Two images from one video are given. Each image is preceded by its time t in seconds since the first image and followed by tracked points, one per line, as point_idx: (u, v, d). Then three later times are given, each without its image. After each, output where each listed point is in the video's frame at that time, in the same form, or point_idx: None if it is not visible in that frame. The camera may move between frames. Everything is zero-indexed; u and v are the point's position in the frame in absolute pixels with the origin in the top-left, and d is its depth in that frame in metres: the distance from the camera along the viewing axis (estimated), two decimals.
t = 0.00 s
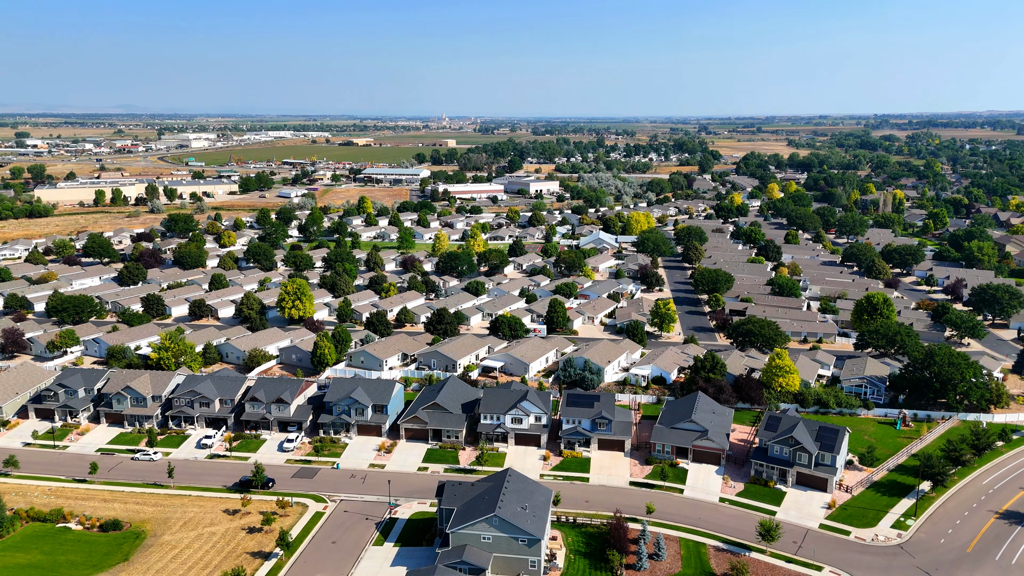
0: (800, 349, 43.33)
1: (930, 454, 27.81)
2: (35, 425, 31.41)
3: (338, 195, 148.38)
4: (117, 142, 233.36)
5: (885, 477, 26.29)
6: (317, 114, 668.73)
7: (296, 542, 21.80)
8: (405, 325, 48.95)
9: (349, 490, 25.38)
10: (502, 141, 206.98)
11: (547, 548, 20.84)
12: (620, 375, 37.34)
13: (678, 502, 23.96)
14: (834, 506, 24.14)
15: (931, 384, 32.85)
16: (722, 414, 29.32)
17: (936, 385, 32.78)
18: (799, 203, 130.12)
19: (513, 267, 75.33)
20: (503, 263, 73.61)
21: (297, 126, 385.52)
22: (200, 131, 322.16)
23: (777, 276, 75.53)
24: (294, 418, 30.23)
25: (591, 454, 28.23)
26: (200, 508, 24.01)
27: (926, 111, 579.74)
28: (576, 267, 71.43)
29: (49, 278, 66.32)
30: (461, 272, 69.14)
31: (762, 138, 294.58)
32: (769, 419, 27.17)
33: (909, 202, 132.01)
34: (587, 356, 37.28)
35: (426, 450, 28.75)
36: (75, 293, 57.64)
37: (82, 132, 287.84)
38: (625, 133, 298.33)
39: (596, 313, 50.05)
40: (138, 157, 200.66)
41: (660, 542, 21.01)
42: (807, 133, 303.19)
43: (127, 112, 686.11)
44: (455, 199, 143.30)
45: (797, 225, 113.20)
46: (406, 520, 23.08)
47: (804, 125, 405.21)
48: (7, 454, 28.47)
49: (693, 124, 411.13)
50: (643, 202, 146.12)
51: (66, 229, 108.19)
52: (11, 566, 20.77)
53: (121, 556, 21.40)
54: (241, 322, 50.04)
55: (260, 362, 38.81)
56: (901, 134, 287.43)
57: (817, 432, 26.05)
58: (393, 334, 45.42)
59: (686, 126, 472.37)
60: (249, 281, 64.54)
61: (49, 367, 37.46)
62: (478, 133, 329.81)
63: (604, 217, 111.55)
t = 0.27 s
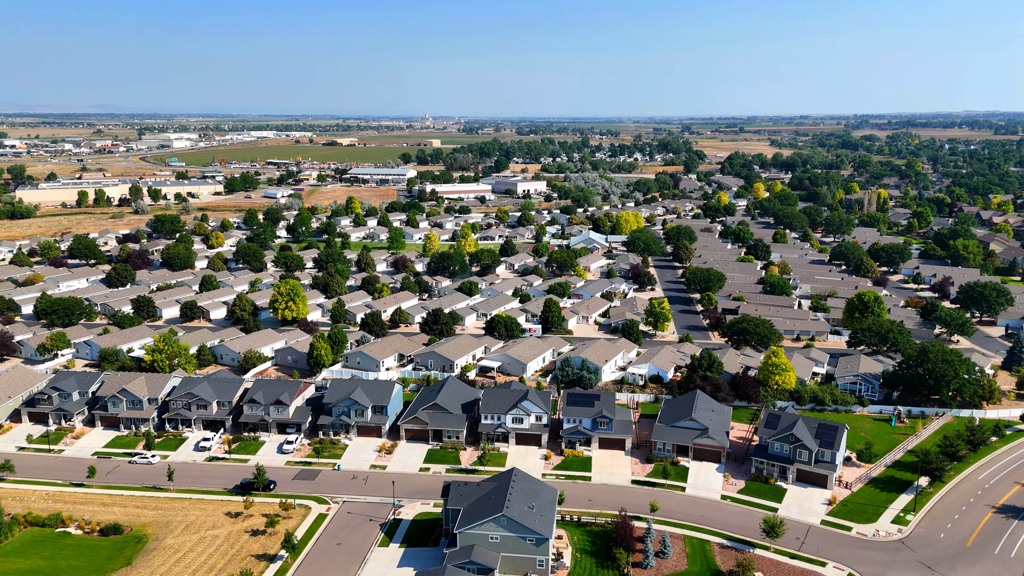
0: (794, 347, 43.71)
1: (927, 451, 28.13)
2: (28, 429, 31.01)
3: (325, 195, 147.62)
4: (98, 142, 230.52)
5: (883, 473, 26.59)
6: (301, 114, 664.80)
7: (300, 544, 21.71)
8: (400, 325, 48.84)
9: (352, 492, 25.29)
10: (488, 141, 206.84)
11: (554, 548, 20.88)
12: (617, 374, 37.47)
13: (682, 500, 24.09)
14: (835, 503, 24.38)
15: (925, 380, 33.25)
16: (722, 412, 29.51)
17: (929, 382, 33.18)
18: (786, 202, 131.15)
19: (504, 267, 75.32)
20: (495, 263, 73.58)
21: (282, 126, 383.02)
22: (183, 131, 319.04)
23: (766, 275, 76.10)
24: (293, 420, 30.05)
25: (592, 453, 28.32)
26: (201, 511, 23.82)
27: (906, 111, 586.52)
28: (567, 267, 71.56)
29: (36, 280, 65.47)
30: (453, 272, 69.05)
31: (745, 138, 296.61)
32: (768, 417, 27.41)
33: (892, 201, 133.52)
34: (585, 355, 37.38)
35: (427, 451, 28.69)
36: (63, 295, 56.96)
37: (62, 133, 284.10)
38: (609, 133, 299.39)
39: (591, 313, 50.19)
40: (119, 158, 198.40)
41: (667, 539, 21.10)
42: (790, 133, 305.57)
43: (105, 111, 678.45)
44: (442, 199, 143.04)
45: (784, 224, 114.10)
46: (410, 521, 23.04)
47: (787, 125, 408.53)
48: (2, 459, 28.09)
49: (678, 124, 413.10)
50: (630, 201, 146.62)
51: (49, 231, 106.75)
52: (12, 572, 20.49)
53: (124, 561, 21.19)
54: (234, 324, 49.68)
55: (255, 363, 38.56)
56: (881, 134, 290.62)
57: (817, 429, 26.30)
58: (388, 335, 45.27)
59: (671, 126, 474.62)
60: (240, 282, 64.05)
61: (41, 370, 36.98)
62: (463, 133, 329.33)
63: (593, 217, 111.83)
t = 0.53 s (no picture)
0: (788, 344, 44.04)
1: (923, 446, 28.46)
2: (22, 433, 30.62)
3: (312, 196, 146.75)
4: (78, 142, 227.52)
5: (880, 469, 26.88)
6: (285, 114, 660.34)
7: (305, 545, 21.63)
8: (394, 326, 48.70)
9: (354, 493, 25.21)
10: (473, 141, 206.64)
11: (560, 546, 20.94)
12: (614, 373, 37.60)
13: (684, 497, 24.22)
14: (835, 499, 24.63)
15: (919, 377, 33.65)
16: (720, 410, 29.70)
17: (923, 378, 33.58)
18: (772, 201, 132.13)
19: (496, 267, 75.32)
20: (487, 263, 73.50)
21: (266, 125, 380.23)
22: (165, 131, 315.62)
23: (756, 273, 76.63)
24: (292, 421, 29.91)
25: (593, 452, 28.41)
26: (203, 515, 23.63)
27: (886, 111, 593.43)
28: (559, 267, 71.65)
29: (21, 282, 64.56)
30: (445, 273, 68.93)
31: (729, 138, 298.46)
32: (768, 414, 27.60)
33: (876, 200, 134.98)
34: (582, 354, 37.47)
35: (428, 451, 28.65)
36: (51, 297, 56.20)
37: (40, 134, 280.04)
38: (593, 133, 300.23)
39: (585, 312, 50.30)
40: (100, 158, 195.91)
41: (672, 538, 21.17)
42: (774, 132, 307.79)
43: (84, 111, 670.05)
44: (430, 199, 142.66)
45: (772, 223, 114.90)
46: (414, 521, 23.00)
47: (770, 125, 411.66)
48: None
49: (663, 124, 414.66)
50: (618, 201, 147.02)
51: (32, 232, 105.24)
52: None
53: (126, 565, 20.99)
54: (227, 325, 49.31)
55: (250, 365, 38.30)
56: (862, 134, 293.58)
57: (816, 426, 26.52)
58: (383, 336, 45.15)
59: (656, 126, 476.58)
60: (230, 283, 63.54)
61: (32, 373, 36.49)
62: (448, 133, 328.44)
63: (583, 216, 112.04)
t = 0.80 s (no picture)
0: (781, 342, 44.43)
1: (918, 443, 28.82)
2: (16, 437, 30.23)
3: (299, 196, 145.86)
4: (57, 142, 224.35)
5: (878, 465, 27.19)
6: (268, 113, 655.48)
7: (310, 548, 21.52)
8: (389, 326, 48.58)
9: (356, 494, 25.12)
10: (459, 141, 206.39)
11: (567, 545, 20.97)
12: (611, 372, 37.72)
13: (687, 495, 24.36)
14: (835, 495, 24.90)
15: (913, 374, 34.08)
16: (719, 408, 29.91)
17: (917, 375, 34.00)
18: (758, 201, 133.08)
19: (488, 267, 75.31)
20: (478, 263, 73.47)
21: (249, 125, 377.18)
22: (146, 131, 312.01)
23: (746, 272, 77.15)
24: (291, 423, 29.76)
25: (593, 452, 28.51)
26: (205, 517, 23.46)
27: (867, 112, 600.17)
28: (552, 267, 71.75)
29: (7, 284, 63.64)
30: (437, 273, 68.82)
31: (712, 138, 300.23)
32: (767, 412, 27.84)
33: (861, 199, 136.43)
34: (579, 353, 37.58)
35: (429, 452, 28.61)
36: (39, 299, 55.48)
37: (19, 134, 275.73)
38: (578, 133, 300.98)
39: (579, 312, 50.46)
40: (81, 158, 193.30)
41: (677, 535, 21.27)
42: (757, 132, 309.95)
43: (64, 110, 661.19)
44: (418, 199, 142.26)
45: (759, 223, 115.72)
46: (419, 522, 22.95)
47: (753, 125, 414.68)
48: None
49: (648, 124, 416.25)
50: (606, 201, 147.41)
51: (14, 234, 103.66)
52: None
53: (129, 569, 20.77)
54: (219, 327, 48.92)
55: (245, 366, 38.04)
56: (844, 134, 296.50)
57: (815, 424, 26.79)
58: (378, 336, 45.00)
59: (641, 126, 478.47)
60: (220, 285, 63.02)
61: (23, 376, 36.01)
62: (434, 133, 327.57)
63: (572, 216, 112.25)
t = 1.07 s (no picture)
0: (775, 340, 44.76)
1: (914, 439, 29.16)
2: (10, 441, 29.84)
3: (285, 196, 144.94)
4: (37, 142, 221.27)
5: (876, 461, 27.49)
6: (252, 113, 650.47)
7: (315, 549, 21.45)
8: (384, 327, 48.46)
9: (359, 495, 25.05)
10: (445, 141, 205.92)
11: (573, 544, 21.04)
12: (608, 371, 37.84)
13: (690, 493, 24.50)
14: (835, 491, 25.15)
15: (906, 371, 34.48)
16: (718, 406, 30.10)
17: (911, 372, 34.40)
18: (745, 200, 133.97)
19: (479, 267, 75.22)
20: (470, 263, 73.42)
21: (233, 125, 374.09)
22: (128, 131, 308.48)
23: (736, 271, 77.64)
24: (291, 424, 29.59)
25: (594, 450, 28.59)
26: (207, 520, 23.30)
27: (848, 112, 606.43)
28: (543, 266, 71.75)
29: None
30: (429, 274, 68.65)
31: (696, 137, 301.77)
32: (766, 410, 28.06)
33: (845, 198, 137.70)
34: (576, 353, 37.66)
35: (430, 452, 28.57)
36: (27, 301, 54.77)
37: None
38: (562, 133, 301.36)
39: (574, 311, 50.59)
40: (62, 159, 190.72)
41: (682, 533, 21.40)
42: (741, 132, 311.74)
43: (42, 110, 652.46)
44: (406, 199, 141.84)
45: (747, 222, 116.47)
46: (423, 523, 22.92)
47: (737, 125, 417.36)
48: None
49: (634, 124, 417.64)
50: (594, 200, 147.76)
51: None
52: None
53: (133, 573, 20.61)
54: (212, 328, 48.55)
55: (241, 368, 37.76)
56: (826, 133, 299.03)
57: (814, 421, 27.03)
58: (373, 337, 44.84)
59: (627, 126, 480.10)
60: (211, 286, 62.53)
61: (15, 379, 35.55)
62: (419, 133, 326.59)
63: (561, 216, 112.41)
